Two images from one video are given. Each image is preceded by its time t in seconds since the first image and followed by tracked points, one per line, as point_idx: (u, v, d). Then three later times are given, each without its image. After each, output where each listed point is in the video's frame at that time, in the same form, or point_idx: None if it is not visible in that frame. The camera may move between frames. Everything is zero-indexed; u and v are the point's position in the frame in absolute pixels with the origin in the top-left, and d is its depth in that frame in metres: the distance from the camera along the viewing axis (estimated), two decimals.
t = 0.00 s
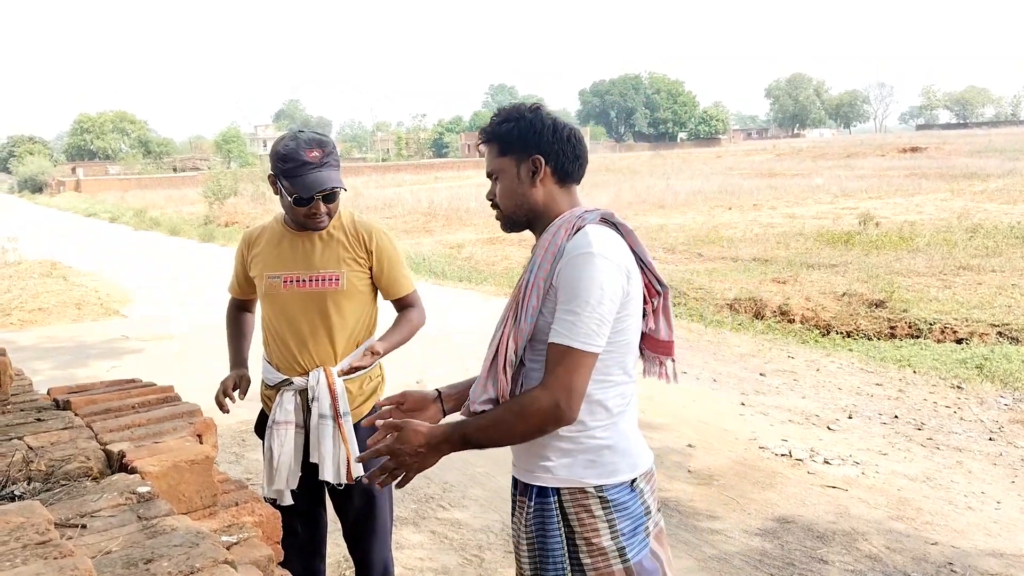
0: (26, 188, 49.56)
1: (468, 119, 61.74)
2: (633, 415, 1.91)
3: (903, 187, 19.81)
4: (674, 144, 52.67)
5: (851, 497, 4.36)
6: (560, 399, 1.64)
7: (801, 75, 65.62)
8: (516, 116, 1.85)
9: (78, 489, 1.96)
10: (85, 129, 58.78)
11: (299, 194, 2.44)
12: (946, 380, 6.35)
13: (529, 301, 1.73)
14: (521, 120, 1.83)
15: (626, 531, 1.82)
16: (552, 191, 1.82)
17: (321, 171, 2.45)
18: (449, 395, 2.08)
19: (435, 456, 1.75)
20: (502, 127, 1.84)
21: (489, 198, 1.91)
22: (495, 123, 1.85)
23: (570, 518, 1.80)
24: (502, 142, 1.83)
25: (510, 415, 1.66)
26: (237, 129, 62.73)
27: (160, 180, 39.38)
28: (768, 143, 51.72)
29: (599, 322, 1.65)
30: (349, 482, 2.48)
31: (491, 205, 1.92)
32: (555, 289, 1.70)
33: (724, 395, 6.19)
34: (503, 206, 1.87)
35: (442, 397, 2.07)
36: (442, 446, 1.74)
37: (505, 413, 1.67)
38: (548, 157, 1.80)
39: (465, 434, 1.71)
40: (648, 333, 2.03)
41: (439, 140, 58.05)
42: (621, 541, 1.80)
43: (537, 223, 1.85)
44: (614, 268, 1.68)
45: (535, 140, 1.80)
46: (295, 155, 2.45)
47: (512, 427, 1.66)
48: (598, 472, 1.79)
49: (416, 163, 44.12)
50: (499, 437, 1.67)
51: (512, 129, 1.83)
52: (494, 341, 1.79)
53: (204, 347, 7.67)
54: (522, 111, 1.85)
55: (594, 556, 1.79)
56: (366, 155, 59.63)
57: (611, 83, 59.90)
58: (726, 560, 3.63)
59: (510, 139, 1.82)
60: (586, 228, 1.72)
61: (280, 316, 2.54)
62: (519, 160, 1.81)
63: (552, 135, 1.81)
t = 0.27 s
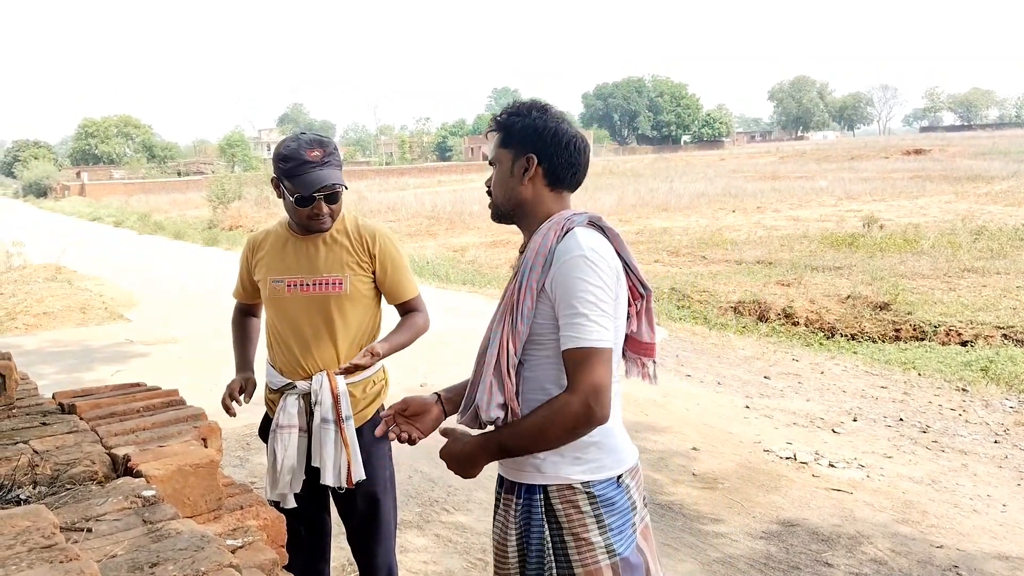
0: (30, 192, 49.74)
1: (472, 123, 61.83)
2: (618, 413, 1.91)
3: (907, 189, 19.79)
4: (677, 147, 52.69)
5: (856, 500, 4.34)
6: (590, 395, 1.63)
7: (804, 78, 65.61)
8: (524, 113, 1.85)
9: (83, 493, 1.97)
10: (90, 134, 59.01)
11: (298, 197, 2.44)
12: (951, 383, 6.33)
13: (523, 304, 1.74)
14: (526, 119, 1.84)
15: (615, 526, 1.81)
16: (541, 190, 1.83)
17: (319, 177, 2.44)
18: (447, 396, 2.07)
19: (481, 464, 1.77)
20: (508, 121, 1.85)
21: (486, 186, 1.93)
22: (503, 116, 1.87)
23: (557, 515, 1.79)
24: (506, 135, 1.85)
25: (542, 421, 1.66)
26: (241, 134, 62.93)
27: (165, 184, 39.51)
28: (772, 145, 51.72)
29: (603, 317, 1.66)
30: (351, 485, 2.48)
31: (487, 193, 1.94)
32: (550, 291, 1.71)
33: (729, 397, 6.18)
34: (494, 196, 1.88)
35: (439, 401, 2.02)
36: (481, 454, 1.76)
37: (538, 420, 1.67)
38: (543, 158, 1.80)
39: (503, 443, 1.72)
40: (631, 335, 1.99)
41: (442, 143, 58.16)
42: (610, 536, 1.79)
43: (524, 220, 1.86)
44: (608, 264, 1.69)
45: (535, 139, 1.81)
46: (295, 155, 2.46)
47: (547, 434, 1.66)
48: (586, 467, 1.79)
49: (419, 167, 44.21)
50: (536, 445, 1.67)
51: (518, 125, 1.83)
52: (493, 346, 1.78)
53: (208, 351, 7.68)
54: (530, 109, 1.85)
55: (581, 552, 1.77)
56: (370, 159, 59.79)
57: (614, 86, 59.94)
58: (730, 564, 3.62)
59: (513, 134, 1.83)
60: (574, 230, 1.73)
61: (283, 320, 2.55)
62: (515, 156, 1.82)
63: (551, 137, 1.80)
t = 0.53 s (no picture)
0: (44, 184, 50.09)
1: (482, 113, 61.69)
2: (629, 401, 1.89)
3: (923, 177, 19.61)
4: (689, 136, 52.39)
5: (871, 487, 4.32)
6: (625, 384, 1.63)
7: (817, 66, 65.08)
8: (539, 99, 1.83)
9: (100, 481, 1.98)
10: (103, 126, 59.31)
11: (307, 174, 2.47)
12: (967, 371, 6.28)
13: (535, 291, 1.72)
14: (540, 105, 1.82)
15: (622, 515, 1.80)
16: (553, 177, 1.81)
17: (325, 149, 2.47)
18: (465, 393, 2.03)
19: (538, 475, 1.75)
20: (523, 107, 1.84)
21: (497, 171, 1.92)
22: (519, 101, 1.85)
23: (565, 503, 1.78)
24: (520, 119, 1.83)
25: (583, 415, 1.65)
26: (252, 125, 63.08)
27: (177, 175, 39.70)
28: (785, 134, 51.33)
29: (625, 304, 1.65)
30: (366, 474, 2.48)
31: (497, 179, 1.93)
32: (565, 279, 1.70)
33: (742, 386, 6.15)
34: (505, 182, 1.87)
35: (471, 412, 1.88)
36: (534, 466, 1.75)
37: (579, 414, 1.67)
38: (555, 145, 1.79)
39: (550, 449, 1.72)
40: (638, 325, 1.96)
41: (453, 133, 58.10)
42: (617, 525, 1.78)
43: (534, 207, 1.84)
44: (625, 250, 1.68)
45: (547, 126, 1.79)
46: (304, 131, 2.51)
47: (589, 426, 1.66)
48: (596, 456, 1.77)
49: (430, 157, 44.18)
50: (581, 441, 1.67)
51: (532, 110, 1.82)
52: (505, 334, 1.76)
53: (221, 340, 7.72)
54: (544, 96, 1.83)
55: (589, 540, 1.77)
56: (381, 149, 59.81)
57: (626, 74, 59.63)
58: (745, 551, 3.61)
59: (526, 120, 1.81)
60: (587, 218, 1.71)
61: (295, 309, 2.55)
62: (527, 142, 1.81)
63: (565, 124, 1.79)
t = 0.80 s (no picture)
0: (49, 177, 50.10)
1: (486, 106, 61.56)
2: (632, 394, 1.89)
3: (928, 171, 19.52)
4: (693, 130, 52.22)
5: (875, 482, 4.31)
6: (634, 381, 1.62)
7: (823, 59, 64.75)
8: (544, 90, 1.83)
9: (104, 473, 1.98)
10: (107, 119, 59.33)
11: (314, 162, 2.47)
12: (971, 365, 6.26)
13: (541, 284, 1.72)
14: (545, 96, 1.81)
15: (626, 510, 1.79)
16: (558, 169, 1.80)
17: (331, 137, 2.48)
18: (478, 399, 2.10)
19: (568, 499, 1.69)
20: (528, 98, 1.83)
21: (501, 163, 1.91)
22: (523, 92, 1.84)
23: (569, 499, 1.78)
24: (525, 110, 1.82)
25: (595, 413, 1.64)
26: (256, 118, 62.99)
27: (181, 168, 39.69)
28: (790, 127, 51.10)
29: (632, 298, 1.64)
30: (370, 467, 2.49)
31: (502, 171, 1.92)
32: (572, 272, 1.69)
33: (746, 380, 6.14)
34: (510, 173, 1.86)
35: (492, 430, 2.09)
36: (560, 486, 1.70)
37: (591, 412, 1.65)
38: (561, 136, 1.78)
39: (569, 461, 1.68)
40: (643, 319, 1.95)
41: (457, 127, 57.96)
42: (621, 521, 1.78)
43: (540, 199, 1.83)
44: (633, 245, 1.68)
45: (553, 117, 1.78)
46: (310, 120, 2.52)
47: (602, 427, 1.63)
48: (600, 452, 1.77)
49: (434, 150, 44.09)
50: (597, 446, 1.64)
51: (537, 101, 1.81)
52: (510, 326, 1.76)
53: (226, 333, 7.73)
54: (549, 87, 1.83)
55: (593, 536, 1.77)
56: (385, 142, 59.75)
57: (630, 67, 59.45)
58: (747, 545, 3.61)
59: (532, 111, 1.81)
60: (594, 210, 1.71)
61: (300, 302, 2.55)
62: (533, 133, 1.80)
63: (571, 115, 1.78)
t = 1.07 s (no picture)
0: (60, 175, 50.40)
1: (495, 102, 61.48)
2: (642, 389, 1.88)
3: (940, 164, 19.37)
4: (703, 124, 51.98)
5: (886, 477, 4.29)
6: (646, 376, 1.62)
7: (833, 52, 64.30)
8: (551, 85, 1.82)
9: (115, 469, 1.99)
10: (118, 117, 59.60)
11: (325, 157, 2.47)
12: (983, 360, 6.21)
13: (550, 279, 1.71)
14: (552, 91, 1.80)
15: (635, 506, 1.79)
16: (567, 164, 1.79)
17: (341, 133, 2.48)
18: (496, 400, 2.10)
19: (587, 499, 1.69)
20: (534, 94, 1.82)
21: (508, 159, 1.90)
22: (529, 88, 1.83)
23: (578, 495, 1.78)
24: (532, 106, 1.82)
25: (607, 409, 1.63)
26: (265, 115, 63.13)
27: (192, 166, 39.85)
28: (800, 121, 50.81)
29: (642, 293, 1.64)
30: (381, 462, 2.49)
31: (509, 166, 1.91)
32: (581, 267, 1.68)
33: (756, 375, 6.12)
34: (518, 169, 1.85)
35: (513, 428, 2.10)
36: (578, 487, 1.69)
37: (604, 409, 1.64)
38: (569, 131, 1.77)
39: (585, 459, 1.67)
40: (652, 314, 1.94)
41: (466, 122, 57.91)
42: (630, 516, 1.77)
43: (547, 196, 1.83)
44: (642, 240, 1.67)
45: (561, 111, 1.78)
46: (319, 116, 2.52)
47: (616, 423, 1.62)
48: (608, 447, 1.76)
49: (443, 146, 44.07)
50: (610, 442, 1.63)
51: (545, 97, 1.80)
52: (519, 322, 1.75)
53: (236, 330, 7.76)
54: (556, 81, 1.82)
55: (602, 532, 1.76)
56: (394, 139, 59.77)
57: (640, 62, 59.24)
58: (758, 541, 3.59)
59: (540, 106, 1.80)
60: (603, 204, 1.70)
61: (311, 298, 2.55)
62: (541, 128, 1.79)
63: (579, 109, 1.77)
